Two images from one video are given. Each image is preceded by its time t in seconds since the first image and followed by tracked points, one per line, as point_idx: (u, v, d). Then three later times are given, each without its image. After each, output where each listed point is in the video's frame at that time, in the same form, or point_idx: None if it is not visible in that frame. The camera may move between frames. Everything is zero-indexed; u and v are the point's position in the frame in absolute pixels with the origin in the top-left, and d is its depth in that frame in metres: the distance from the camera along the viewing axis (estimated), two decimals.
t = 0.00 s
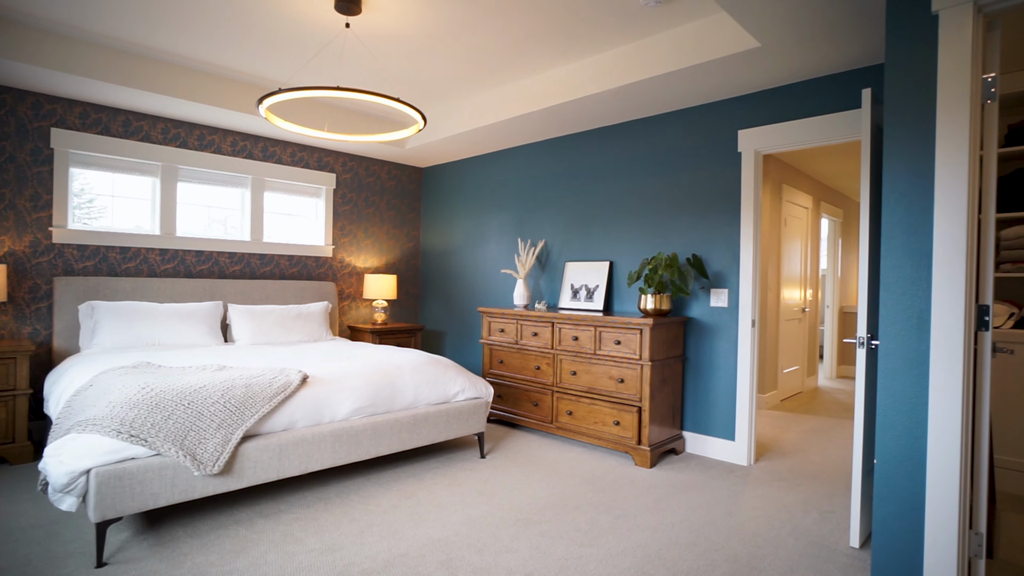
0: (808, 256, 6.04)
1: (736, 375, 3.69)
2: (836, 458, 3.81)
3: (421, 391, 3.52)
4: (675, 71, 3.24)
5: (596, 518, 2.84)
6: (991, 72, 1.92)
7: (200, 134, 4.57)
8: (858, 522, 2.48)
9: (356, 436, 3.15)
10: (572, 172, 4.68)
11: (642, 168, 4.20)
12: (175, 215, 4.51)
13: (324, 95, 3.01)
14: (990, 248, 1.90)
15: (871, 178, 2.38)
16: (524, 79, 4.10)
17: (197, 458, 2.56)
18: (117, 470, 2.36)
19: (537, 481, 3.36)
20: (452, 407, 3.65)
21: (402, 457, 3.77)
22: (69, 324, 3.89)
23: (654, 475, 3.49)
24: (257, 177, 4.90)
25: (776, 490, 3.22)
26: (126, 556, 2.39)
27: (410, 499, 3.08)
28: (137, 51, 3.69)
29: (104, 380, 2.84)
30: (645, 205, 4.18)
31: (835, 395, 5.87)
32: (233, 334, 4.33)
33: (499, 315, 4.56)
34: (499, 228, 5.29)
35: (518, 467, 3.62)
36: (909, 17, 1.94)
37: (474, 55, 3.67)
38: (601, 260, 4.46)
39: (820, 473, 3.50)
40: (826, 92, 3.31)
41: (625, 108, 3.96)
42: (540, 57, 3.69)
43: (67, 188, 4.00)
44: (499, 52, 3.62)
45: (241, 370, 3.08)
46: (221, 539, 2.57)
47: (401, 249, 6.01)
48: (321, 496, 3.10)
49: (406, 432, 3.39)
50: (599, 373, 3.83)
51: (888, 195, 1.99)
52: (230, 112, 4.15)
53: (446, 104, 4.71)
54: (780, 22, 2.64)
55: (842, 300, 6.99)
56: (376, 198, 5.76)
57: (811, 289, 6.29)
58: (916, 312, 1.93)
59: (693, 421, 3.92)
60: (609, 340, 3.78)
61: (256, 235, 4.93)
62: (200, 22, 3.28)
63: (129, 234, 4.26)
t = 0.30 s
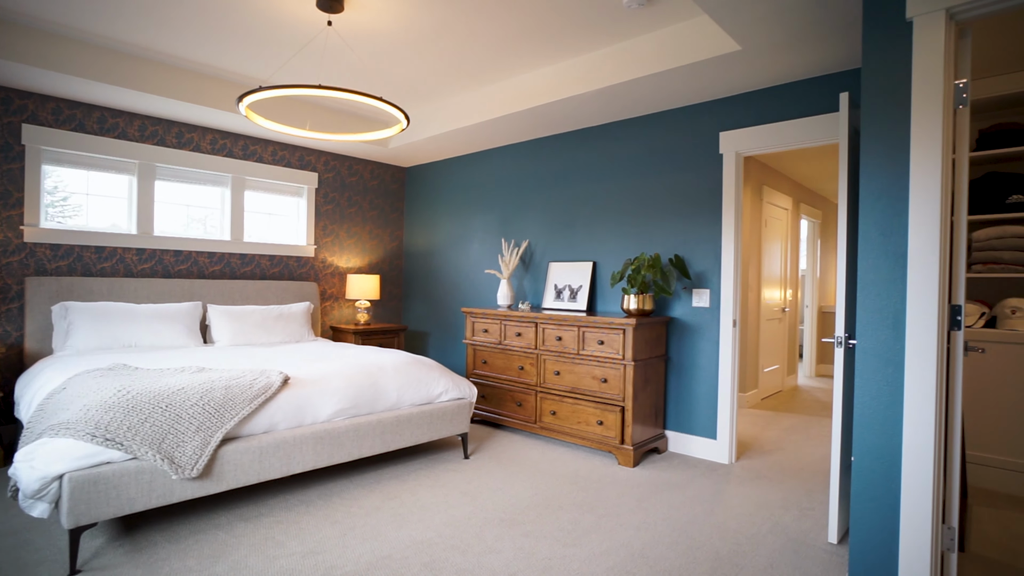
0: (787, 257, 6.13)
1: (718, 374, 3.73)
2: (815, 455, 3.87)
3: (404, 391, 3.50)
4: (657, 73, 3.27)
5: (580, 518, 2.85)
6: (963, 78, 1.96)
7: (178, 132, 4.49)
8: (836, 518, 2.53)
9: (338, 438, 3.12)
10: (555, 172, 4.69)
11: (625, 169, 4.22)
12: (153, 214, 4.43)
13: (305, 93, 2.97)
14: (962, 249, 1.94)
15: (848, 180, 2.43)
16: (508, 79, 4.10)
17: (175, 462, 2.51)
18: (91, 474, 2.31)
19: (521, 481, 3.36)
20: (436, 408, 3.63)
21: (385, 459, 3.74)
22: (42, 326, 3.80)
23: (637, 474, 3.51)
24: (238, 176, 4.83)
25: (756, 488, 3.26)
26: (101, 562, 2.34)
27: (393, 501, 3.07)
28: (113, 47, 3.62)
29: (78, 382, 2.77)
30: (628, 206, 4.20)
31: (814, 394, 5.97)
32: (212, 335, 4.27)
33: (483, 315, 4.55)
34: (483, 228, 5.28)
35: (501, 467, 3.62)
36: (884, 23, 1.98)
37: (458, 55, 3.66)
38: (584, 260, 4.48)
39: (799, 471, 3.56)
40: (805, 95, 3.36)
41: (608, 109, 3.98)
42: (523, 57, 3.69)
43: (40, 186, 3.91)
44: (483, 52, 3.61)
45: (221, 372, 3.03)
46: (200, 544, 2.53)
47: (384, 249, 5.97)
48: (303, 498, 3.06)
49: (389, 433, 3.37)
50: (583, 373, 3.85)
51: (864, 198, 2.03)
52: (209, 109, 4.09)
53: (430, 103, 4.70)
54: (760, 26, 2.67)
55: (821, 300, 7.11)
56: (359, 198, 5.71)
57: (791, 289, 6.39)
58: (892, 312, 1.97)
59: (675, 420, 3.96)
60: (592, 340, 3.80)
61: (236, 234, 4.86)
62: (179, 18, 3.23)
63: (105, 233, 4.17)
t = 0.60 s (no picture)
0: (768, 256, 6.22)
1: (700, 374, 3.77)
2: (795, 453, 3.93)
3: (387, 392, 3.48)
4: (640, 74, 3.29)
5: (563, 517, 2.86)
6: (937, 83, 2.00)
7: (156, 129, 4.41)
8: (815, 515, 2.56)
9: (320, 439, 3.09)
10: (539, 172, 4.69)
11: (608, 170, 4.24)
12: (130, 212, 4.34)
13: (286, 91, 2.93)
14: (936, 251, 1.98)
15: (827, 182, 2.46)
16: (492, 79, 4.09)
17: (152, 466, 2.47)
18: (65, 479, 2.26)
19: (504, 481, 3.36)
20: (419, 408, 3.62)
21: (368, 460, 3.71)
22: (14, 326, 3.71)
23: (621, 473, 3.53)
24: (217, 174, 4.76)
25: (737, 486, 3.30)
26: (75, 569, 2.29)
27: (376, 502, 3.04)
28: (88, 41, 3.54)
29: (51, 385, 2.71)
30: (611, 206, 4.22)
31: (793, 392, 6.06)
32: (191, 336, 4.20)
33: (466, 315, 4.54)
34: (467, 228, 5.27)
35: (485, 468, 3.61)
36: (860, 29, 2.01)
37: (442, 54, 3.64)
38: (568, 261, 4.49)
39: (779, 468, 3.61)
40: (785, 98, 3.41)
41: (592, 110, 3.99)
42: (507, 57, 3.68)
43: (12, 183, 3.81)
44: (468, 52, 3.60)
45: (200, 373, 2.99)
46: (178, 549, 2.48)
47: (367, 249, 5.93)
48: (284, 501, 3.03)
49: (372, 434, 3.35)
50: (566, 373, 3.86)
51: (842, 200, 2.06)
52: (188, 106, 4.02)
53: (414, 103, 4.67)
54: (740, 29, 2.70)
55: (800, 300, 7.22)
56: (342, 197, 5.66)
57: (771, 289, 6.48)
58: (870, 312, 2.01)
59: (658, 419, 3.98)
60: (576, 340, 3.81)
61: (216, 234, 4.79)
62: (156, 13, 3.17)
63: (80, 232, 4.08)
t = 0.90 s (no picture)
0: (750, 257, 6.29)
1: (682, 373, 3.80)
2: (775, 451, 3.98)
3: (370, 393, 3.45)
4: (624, 76, 3.30)
5: (547, 517, 2.86)
6: (913, 87, 2.04)
7: (133, 125, 4.33)
8: (795, 512, 2.60)
9: (302, 441, 3.06)
10: (523, 172, 4.69)
11: (592, 171, 4.26)
12: (106, 210, 4.25)
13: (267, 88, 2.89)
14: (912, 252, 2.02)
15: (807, 183, 2.50)
16: (476, 79, 4.08)
17: (128, 469, 2.42)
18: (37, 484, 2.20)
19: (488, 482, 3.35)
20: (403, 409, 3.59)
21: (351, 461, 3.68)
22: None
23: (604, 472, 3.55)
24: (197, 172, 4.69)
25: (719, 484, 3.33)
26: None
27: (359, 504, 3.02)
28: (62, 35, 3.46)
29: (22, 387, 2.64)
30: (595, 206, 4.24)
31: (773, 391, 6.15)
32: (170, 337, 4.13)
33: (450, 315, 4.53)
34: (451, 228, 5.25)
35: (469, 468, 3.60)
36: (838, 33, 2.05)
37: (425, 53, 3.62)
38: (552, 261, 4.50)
39: (760, 466, 3.66)
40: (765, 100, 3.45)
41: (576, 111, 4.00)
42: (491, 57, 3.68)
43: None
44: (452, 51, 3.58)
45: (178, 374, 2.93)
46: (156, 554, 2.44)
47: (350, 248, 5.88)
48: (265, 504, 2.99)
49: (355, 435, 3.32)
50: (550, 372, 3.87)
51: (821, 202, 2.10)
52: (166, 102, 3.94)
53: (397, 101, 4.64)
54: (721, 32, 2.73)
55: (781, 300, 7.32)
56: (324, 196, 5.61)
57: (752, 289, 6.56)
58: (848, 312, 2.04)
59: (641, 418, 4.01)
60: (560, 340, 3.82)
61: (195, 233, 4.71)
62: (133, 7, 3.10)
63: (54, 231, 3.99)
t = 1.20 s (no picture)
0: (731, 257, 6.37)
1: (665, 372, 3.83)
2: (756, 448, 4.04)
3: (352, 394, 3.43)
4: (607, 77, 3.32)
5: (531, 517, 2.87)
6: (889, 91, 2.08)
7: (110, 123, 4.24)
8: (775, 508, 2.64)
9: (284, 442, 3.02)
10: (507, 173, 4.69)
11: (575, 171, 4.28)
12: (81, 209, 4.17)
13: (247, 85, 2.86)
14: (888, 253, 2.06)
15: (787, 184, 2.54)
16: (460, 78, 4.08)
17: (104, 473, 2.37)
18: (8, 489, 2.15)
19: (472, 482, 3.35)
20: (386, 410, 3.57)
21: (333, 463, 3.65)
22: None
23: (588, 471, 3.57)
24: (176, 170, 4.61)
25: (701, 482, 3.37)
26: None
27: (342, 506, 2.99)
28: (35, 30, 3.37)
29: None
30: (578, 207, 4.26)
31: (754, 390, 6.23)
32: (148, 338, 4.06)
33: (434, 315, 4.51)
34: (435, 228, 5.23)
35: (453, 469, 3.60)
36: (816, 38, 2.08)
37: (409, 52, 3.60)
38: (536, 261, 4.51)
39: (741, 464, 3.70)
40: (746, 103, 3.50)
41: (559, 111, 4.02)
42: (475, 57, 3.68)
43: None
44: (436, 50, 3.57)
45: (156, 376, 2.88)
46: (132, 559, 2.39)
47: (333, 248, 5.83)
48: (245, 507, 2.95)
49: (337, 436, 3.29)
50: (534, 372, 3.87)
51: (801, 203, 2.13)
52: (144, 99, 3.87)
53: (380, 100, 4.61)
54: (702, 35, 2.76)
55: (762, 300, 7.41)
56: (306, 195, 5.55)
57: (734, 289, 6.63)
58: (826, 312, 2.08)
59: (624, 417, 4.04)
60: (544, 340, 3.83)
61: (174, 232, 4.64)
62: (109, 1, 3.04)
63: (27, 230, 3.89)
